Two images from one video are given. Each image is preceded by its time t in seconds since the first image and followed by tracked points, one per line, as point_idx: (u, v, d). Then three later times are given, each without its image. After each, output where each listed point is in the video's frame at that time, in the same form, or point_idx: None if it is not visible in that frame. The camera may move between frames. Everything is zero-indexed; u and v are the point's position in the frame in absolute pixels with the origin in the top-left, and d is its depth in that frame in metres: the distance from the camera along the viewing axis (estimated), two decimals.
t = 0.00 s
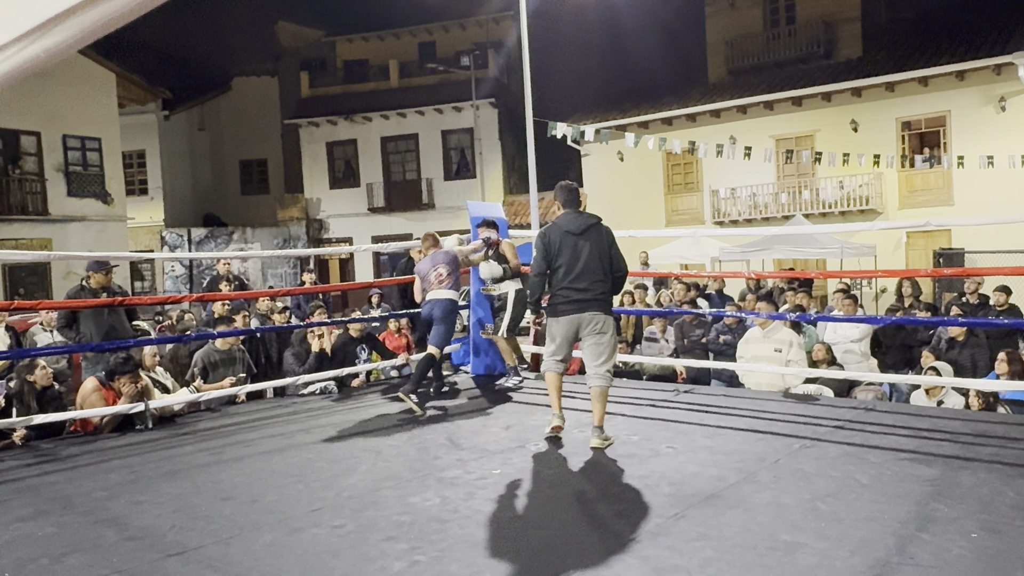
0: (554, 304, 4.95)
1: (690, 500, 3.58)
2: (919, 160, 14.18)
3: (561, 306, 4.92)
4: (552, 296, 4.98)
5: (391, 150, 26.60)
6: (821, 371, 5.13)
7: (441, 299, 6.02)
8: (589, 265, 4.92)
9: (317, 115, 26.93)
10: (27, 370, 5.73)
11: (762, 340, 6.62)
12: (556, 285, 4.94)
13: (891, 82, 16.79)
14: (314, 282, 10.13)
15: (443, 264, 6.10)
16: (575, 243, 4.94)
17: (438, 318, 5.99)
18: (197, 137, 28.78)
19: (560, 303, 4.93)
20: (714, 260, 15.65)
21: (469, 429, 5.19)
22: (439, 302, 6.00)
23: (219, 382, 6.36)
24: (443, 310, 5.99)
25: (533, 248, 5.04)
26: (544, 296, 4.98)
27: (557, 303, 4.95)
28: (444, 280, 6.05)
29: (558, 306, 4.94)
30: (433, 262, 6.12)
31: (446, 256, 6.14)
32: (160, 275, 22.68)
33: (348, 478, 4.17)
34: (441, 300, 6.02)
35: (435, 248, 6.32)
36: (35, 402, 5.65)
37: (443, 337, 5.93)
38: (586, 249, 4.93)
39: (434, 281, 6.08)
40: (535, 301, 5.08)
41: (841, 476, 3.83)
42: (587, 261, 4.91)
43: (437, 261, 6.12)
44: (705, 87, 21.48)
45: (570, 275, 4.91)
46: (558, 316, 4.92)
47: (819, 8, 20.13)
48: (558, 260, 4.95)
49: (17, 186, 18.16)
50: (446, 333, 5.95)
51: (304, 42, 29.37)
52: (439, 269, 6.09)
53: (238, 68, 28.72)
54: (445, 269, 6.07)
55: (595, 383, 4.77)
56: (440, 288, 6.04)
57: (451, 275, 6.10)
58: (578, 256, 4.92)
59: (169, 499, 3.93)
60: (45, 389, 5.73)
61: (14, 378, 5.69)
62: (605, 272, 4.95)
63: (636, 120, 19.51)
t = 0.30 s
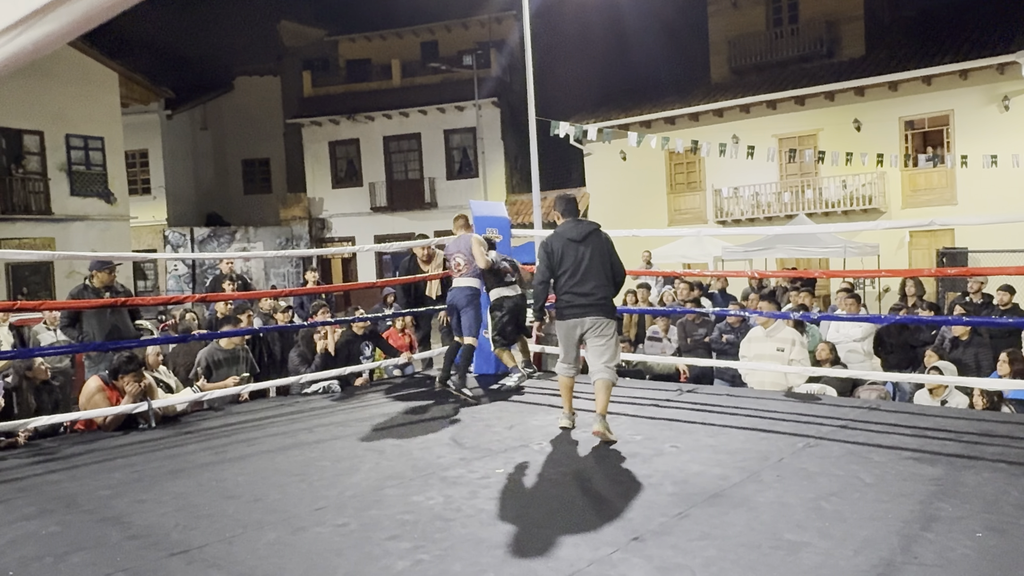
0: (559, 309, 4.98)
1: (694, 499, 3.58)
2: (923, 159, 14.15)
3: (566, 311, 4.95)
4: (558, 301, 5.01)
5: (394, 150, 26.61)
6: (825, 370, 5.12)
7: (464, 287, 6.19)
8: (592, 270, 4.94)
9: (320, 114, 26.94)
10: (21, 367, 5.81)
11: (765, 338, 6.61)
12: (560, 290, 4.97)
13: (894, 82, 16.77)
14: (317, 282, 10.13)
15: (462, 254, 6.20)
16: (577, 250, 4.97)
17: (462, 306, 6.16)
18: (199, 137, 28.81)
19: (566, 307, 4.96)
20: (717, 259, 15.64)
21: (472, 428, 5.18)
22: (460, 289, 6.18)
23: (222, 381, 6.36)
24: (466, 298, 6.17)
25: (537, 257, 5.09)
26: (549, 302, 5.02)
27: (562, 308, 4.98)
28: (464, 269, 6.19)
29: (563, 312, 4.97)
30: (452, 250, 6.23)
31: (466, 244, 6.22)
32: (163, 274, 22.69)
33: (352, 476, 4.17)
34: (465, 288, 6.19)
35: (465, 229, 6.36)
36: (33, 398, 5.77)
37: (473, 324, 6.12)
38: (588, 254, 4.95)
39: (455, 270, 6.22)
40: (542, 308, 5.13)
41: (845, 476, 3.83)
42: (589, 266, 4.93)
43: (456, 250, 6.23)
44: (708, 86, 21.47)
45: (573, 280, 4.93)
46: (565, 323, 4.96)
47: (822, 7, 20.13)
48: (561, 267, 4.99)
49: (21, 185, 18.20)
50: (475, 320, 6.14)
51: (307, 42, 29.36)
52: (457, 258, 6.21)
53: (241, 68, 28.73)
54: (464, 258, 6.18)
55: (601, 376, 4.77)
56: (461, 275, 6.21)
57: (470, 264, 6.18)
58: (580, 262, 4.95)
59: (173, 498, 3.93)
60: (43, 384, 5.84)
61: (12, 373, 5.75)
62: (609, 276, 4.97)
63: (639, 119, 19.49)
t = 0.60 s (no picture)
0: (564, 301, 5.00)
1: (696, 499, 3.58)
2: (925, 159, 14.14)
3: (570, 303, 4.97)
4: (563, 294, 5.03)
5: (395, 150, 26.62)
6: (826, 370, 5.13)
7: (463, 293, 6.18)
8: (597, 263, 4.96)
9: (321, 114, 26.96)
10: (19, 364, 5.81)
11: (766, 339, 6.61)
12: (565, 283, 4.99)
13: (896, 82, 16.76)
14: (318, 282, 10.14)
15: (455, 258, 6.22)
16: (582, 244, 4.99)
17: (466, 311, 6.16)
18: (201, 137, 28.82)
19: (571, 299, 4.97)
20: (718, 260, 15.63)
21: (474, 428, 5.19)
22: (460, 296, 6.16)
23: (224, 381, 6.36)
24: (468, 303, 6.16)
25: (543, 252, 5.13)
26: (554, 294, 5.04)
27: (567, 301, 5.00)
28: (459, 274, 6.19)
29: (568, 304, 4.99)
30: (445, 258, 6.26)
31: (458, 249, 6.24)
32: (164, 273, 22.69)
33: (354, 476, 4.17)
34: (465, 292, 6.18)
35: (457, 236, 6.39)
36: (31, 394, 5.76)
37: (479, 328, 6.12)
38: (593, 248, 4.97)
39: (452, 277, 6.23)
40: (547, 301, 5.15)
41: (847, 476, 3.83)
42: (594, 259, 4.95)
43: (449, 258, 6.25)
44: (710, 86, 21.47)
45: (578, 272, 4.95)
46: (568, 313, 4.97)
47: (824, 7, 20.13)
48: (566, 260, 5.02)
49: (23, 185, 18.21)
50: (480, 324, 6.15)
51: (308, 42, 29.37)
52: (451, 264, 6.23)
53: (242, 67, 28.74)
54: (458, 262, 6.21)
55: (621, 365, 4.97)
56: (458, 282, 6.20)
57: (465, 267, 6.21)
58: (585, 255, 4.97)
59: (176, 497, 3.93)
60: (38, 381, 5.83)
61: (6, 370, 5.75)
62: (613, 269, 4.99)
63: (640, 119, 19.49)
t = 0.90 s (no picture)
0: (575, 307, 4.99)
1: (697, 499, 3.58)
2: (927, 159, 14.13)
3: (582, 311, 4.96)
4: (574, 301, 5.02)
5: (397, 150, 26.63)
6: (828, 371, 5.12)
7: (446, 294, 6.22)
8: (610, 272, 4.97)
9: (323, 114, 26.98)
10: (21, 363, 5.82)
11: (768, 340, 6.60)
12: (577, 290, 4.98)
13: (898, 82, 16.74)
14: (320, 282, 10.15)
15: (441, 257, 6.24)
16: (596, 252, 4.99)
17: (449, 313, 6.22)
18: (202, 137, 28.82)
19: (582, 306, 4.98)
20: (720, 260, 15.62)
21: (475, 428, 5.18)
22: (446, 298, 6.21)
23: (227, 381, 6.37)
24: (452, 305, 6.22)
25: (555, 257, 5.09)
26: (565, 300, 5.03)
27: (578, 307, 5.00)
28: (444, 274, 6.24)
29: (579, 311, 4.99)
30: (429, 255, 6.26)
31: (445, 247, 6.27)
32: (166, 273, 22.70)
33: (355, 476, 4.17)
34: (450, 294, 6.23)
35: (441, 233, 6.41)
36: (34, 391, 5.78)
37: (460, 332, 6.19)
38: (607, 256, 4.97)
39: (437, 277, 6.25)
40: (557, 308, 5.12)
41: (848, 476, 3.83)
42: (608, 268, 4.96)
43: (432, 255, 6.25)
44: (712, 87, 21.46)
45: (591, 280, 4.94)
46: (580, 321, 4.97)
47: (826, 7, 20.10)
48: (579, 268, 5.00)
49: (24, 185, 18.21)
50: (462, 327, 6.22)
51: (310, 42, 29.38)
52: (436, 262, 6.24)
53: (244, 67, 28.76)
54: (444, 261, 6.24)
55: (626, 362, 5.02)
56: (441, 282, 6.23)
57: (450, 267, 6.25)
58: (599, 263, 4.96)
59: (178, 497, 3.93)
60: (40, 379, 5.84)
61: (8, 369, 5.76)
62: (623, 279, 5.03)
63: (642, 120, 19.49)
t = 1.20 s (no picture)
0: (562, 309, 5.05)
1: (694, 498, 3.58)
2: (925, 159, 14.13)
3: (568, 312, 4.99)
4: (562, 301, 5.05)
5: (394, 148, 26.61)
6: (826, 371, 5.12)
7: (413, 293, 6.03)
8: (595, 272, 4.95)
9: (321, 112, 26.97)
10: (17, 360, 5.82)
11: (765, 339, 6.62)
12: (563, 291, 5.02)
13: (895, 82, 16.75)
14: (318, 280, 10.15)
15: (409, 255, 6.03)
16: (580, 252, 4.97)
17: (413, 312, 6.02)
18: (200, 135, 28.77)
19: (568, 308, 5.01)
20: (717, 259, 15.62)
21: (472, 427, 5.18)
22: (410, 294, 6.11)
23: (224, 378, 6.36)
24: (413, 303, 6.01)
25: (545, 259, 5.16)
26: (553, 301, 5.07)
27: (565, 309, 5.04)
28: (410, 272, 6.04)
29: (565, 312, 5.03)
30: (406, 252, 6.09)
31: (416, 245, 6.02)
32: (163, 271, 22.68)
33: (352, 475, 4.17)
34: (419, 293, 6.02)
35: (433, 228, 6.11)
36: (28, 389, 5.79)
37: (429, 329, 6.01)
38: (590, 256, 4.95)
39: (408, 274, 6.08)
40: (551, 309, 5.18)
41: (845, 476, 3.83)
42: (591, 268, 4.94)
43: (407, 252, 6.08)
44: (710, 86, 21.47)
45: (575, 281, 4.97)
46: (568, 322, 5.01)
47: (824, 6, 20.10)
48: (565, 268, 5.02)
49: (22, 182, 18.20)
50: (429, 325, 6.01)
51: (308, 40, 29.38)
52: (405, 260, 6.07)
53: (242, 65, 28.74)
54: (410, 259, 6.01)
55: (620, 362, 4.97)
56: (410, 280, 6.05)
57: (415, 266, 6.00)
58: (581, 263, 4.96)
59: (173, 495, 3.93)
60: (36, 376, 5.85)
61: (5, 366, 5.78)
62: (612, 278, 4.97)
63: (641, 119, 19.50)
